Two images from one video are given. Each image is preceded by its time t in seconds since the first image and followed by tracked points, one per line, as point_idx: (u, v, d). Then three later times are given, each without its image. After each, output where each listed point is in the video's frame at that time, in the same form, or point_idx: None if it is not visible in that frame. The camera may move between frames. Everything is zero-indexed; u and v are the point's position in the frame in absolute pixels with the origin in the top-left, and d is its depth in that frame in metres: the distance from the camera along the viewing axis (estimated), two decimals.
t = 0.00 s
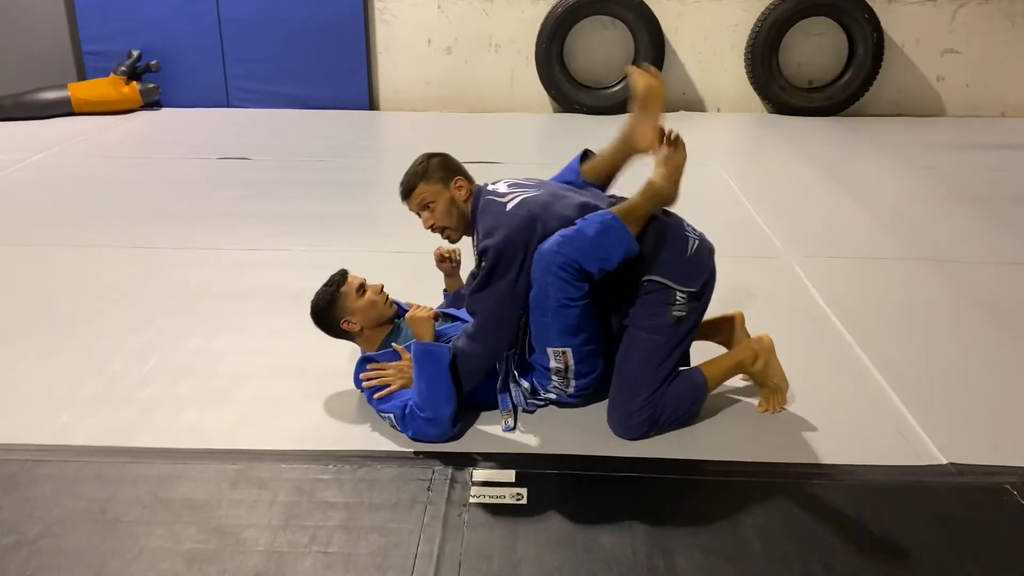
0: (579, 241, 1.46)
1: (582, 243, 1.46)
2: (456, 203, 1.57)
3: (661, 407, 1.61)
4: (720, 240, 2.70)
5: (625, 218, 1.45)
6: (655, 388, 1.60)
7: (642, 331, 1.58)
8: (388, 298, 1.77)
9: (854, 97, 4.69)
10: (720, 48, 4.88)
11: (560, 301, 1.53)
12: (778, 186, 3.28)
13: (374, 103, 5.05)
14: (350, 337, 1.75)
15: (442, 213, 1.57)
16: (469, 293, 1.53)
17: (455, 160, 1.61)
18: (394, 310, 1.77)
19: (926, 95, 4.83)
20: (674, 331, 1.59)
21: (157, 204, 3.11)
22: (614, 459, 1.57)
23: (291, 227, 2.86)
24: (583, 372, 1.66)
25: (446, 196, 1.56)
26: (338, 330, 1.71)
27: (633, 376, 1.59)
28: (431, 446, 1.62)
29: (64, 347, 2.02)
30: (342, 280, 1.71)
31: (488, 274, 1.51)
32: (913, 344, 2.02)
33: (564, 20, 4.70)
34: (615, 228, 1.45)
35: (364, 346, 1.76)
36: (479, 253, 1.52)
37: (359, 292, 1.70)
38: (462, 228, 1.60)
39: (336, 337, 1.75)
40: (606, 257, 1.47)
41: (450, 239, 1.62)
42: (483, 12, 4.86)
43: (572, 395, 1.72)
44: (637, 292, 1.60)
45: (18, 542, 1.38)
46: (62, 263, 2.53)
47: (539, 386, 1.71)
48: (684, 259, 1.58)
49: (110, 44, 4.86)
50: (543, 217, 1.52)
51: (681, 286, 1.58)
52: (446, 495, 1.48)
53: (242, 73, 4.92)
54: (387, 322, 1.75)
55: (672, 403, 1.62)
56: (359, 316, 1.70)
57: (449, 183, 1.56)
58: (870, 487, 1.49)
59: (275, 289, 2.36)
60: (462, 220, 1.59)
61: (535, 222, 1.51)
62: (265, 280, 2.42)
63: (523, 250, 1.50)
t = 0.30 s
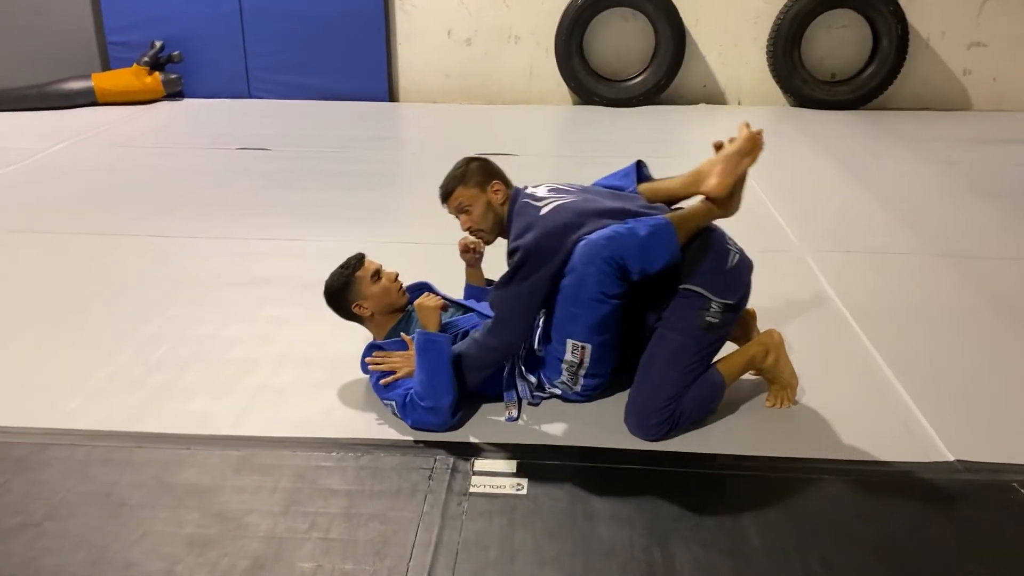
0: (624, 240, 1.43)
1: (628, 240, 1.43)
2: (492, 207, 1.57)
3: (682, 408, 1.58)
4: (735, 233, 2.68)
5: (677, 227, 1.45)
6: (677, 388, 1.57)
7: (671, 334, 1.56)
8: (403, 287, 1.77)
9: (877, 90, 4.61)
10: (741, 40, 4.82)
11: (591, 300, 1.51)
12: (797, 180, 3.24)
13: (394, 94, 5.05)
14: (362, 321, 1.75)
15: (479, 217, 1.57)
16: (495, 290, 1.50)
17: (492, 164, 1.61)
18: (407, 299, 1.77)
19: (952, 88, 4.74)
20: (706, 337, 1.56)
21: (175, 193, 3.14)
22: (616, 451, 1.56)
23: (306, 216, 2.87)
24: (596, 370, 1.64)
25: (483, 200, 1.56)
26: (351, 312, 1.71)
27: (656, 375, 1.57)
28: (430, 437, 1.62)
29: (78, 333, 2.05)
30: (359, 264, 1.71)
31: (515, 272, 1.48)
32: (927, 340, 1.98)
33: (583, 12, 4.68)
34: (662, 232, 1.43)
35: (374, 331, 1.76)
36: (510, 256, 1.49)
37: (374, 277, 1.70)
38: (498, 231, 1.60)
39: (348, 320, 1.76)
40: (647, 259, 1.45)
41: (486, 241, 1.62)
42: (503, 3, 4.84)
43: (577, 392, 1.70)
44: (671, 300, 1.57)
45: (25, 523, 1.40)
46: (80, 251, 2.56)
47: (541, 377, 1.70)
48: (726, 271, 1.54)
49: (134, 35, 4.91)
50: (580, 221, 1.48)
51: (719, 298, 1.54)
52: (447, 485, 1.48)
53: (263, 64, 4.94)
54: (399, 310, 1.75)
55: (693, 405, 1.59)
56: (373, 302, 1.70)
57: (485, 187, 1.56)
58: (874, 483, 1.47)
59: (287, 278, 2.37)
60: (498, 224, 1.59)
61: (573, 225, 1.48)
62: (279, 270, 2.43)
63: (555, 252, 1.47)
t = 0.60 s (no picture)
0: (685, 239, 1.46)
1: (688, 240, 1.46)
2: (546, 205, 1.57)
3: (707, 396, 1.57)
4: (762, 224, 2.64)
5: (734, 232, 1.49)
6: (707, 376, 1.56)
7: (712, 328, 1.55)
8: (423, 277, 1.77)
9: (911, 80, 4.52)
10: (771, 30, 4.75)
11: (641, 296, 1.50)
12: (827, 170, 3.18)
13: (421, 85, 5.05)
14: (384, 311, 1.76)
15: (531, 213, 1.56)
16: (546, 283, 1.50)
17: (551, 161, 1.60)
18: (428, 288, 1.77)
19: (989, 78, 4.62)
20: (750, 338, 1.56)
21: (203, 181, 3.17)
22: (637, 439, 1.55)
23: (331, 206, 2.89)
24: (625, 365, 1.65)
25: (538, 197, 1.56)
26: (373, 303, 1.71)
27: (687, 363, 1.55)
28: (453, 424, 1.62)
29: (106, 318, 2.08)
30: (379, 255, 1.71)
31: (569, 267, 1.48)
32: (958, 333, 1.94)
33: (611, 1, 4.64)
34: (721, 235, 1.47)
35: (396, 321, 1.77)
36: (561, 253, 1.50)
37: (395, 268, 1.70)
38: (550, 229, 1.60)
39: (370, 310, 1.76)
40: (703, 260, 1.47)
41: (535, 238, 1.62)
42: None
43: (602, 386, 1.70)
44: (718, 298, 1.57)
45: (50, 503, 1.43)
46: (109, 238, 2.60)
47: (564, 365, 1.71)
48: (777, 279, 1.56)
49: (164, 25, 4.96)
50: (637, 222, 1.50)
51: (769, 303, 1.55)
52: (466, 471, 1.48)
53: (292, 55, 4.97)
54: (421, 300, 1.75)
55: (718, 395, 1.58)
56: (394, 292, 1.70)
57: (541, 184, 1.56)
58: (900, 476, 1.44)
59: (312, 266, 2.39)
60: (550, 222, 1.58)
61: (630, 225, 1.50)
62: (304, 258, 2.45)
63: (611, 250, 1.48)
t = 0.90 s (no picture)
0: (691, 229, 1.45)
1: (694, 229, 1.45)
2: (561, 200, 1.56)
3: (729, 389, 1.57)
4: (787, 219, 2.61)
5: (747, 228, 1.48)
6: (730, 371, 1.55)
7: (733, 320, 1.54)
8: (446, 270, 1.77)
9: (940, 73, 4.45)
10: (797, 22, 4.69)
11: (653, 288, 1.50)
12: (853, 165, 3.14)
13: (444, 79, 5.06)
14: (407, 304, 1.76)
15: (547, 208, 1.56)
16: (560, 277, 1.51)
17: (568, 156, 1.59)
18: (451, 281, 1.78)
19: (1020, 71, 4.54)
20: (771, 331, 1.55)
21: (229, 175, 3.20)
22: (659, 433, 1.55)
23: (356, 199, 2.91)
24: (645, 358, 1.64)
25: (553, 192, 1.55)
26: (395, 295, 1.72)
27: (706, 356, 1.55)
28: (478, 416, 1.63)
29: (133, 310, 2.11)
30: (403, 247, 1.72)
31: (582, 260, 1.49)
32: (987, 330, 1.91)
33: None
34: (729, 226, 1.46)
35: (419, 313, 1.77)
36: (578, 247, 1.51)
37: (418, 260, 1.71)
38: (565, 224, 1.59)
39: (393, 303, 1.77)
40: (711, 251, 1.46)
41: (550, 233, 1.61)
42: None
43: (624, 378, 1.69)
44: (737, 292, 1.56)
45: (80, 491, 1.46)
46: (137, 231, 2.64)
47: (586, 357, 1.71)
48: (797, 271, 1.54)
49: (190, 20, 5.00)
50: (649, 215, 1.50)
51: (790, 295, 1.54)
52: (489, 463, 1.49)
53: (316, 49, 5.00)
54: (443, 293, 1.76)
55: (740, 389, 1.57)
56: (417, 284, 1.71)
57: (557, 180, 1.55)
58: (926, 472, 1.42)
59: (336, 259, 2.41)
60: (566, 217, 1.58)
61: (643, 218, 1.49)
62: (328, 251, 2.47)
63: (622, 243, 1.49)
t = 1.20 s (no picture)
0: (655, 243, 1.43)
1: (657, 242, 1.43)
2: (561, 200, 1.56)
3: (741, 391, 1.56)
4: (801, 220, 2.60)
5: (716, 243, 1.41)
6: (740, 374, 1.54)
7: (740, 321, 1.53)
8: (459, 271, 1.78)
9: (955, 73, 4.41)
10: (810, 22, 4.67)
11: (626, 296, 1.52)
12: (867, 166, 3.12)
13: (457, 79, 5.07)
14: (419, 305, 1.77)
15: (548, 209, 1.57)
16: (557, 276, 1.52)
17: (568, 156, 1.59)
18: (464, 283, 1.78)
19: None
20: (780, 329, 1.54)
21: (243, 175, 3.22)
22: (671, 434, 1.55)
23: (369, 199, 2.92)
24: (644, 357, 1.63)
25: (553, 192, 1.55)
26: (408, 297, 1.73)
27: (716, 358, 1.54)
28: (492, 417, 1.63)
29: (148, 309, 2.13)
30: (415, 249, 1.73)
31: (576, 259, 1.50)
32: (1003, 332, 1.89)
33: None
34: (692, 243, 1.41)
35: (431, 314, 1.78)
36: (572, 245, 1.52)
37: (431, 261, 1.72)
38: (566, 225, 1.60)
39: (406, 305, 1.78)
40: (674, 266, 1.43)
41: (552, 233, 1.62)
42: None
43: (631, 377, 1.69)
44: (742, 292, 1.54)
45: (95, 489, 1.47)
46: (152, 230, 2.66)
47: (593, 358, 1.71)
48: (801, 265, 1.52)
49: (205, 21, 5.04)
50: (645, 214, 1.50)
51: (795, 290, 1.53)
52: (501, 464, 1.49)
53: (329, 50, 5.01)
54: (455, 294, 1.76)
55: (753, 390, 1.56)
56: (429, 285, 1.72)
57: (556, 180, 1.55)
58: (940, 475, 1.42)
59: (349, 259, 2.42)
60: (566, 217, 1.58)
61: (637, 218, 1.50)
62: (342, 251, 2.48)
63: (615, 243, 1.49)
